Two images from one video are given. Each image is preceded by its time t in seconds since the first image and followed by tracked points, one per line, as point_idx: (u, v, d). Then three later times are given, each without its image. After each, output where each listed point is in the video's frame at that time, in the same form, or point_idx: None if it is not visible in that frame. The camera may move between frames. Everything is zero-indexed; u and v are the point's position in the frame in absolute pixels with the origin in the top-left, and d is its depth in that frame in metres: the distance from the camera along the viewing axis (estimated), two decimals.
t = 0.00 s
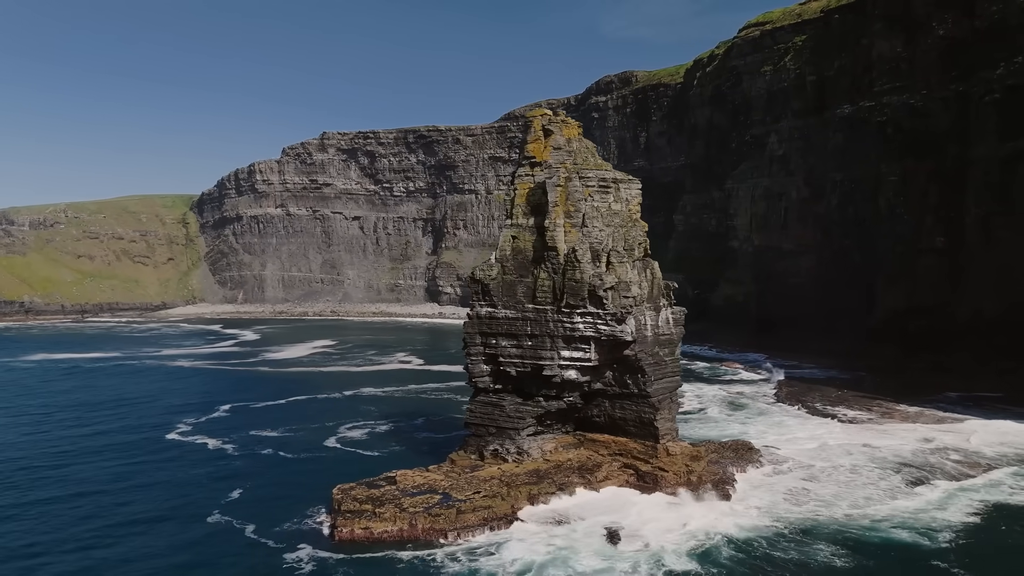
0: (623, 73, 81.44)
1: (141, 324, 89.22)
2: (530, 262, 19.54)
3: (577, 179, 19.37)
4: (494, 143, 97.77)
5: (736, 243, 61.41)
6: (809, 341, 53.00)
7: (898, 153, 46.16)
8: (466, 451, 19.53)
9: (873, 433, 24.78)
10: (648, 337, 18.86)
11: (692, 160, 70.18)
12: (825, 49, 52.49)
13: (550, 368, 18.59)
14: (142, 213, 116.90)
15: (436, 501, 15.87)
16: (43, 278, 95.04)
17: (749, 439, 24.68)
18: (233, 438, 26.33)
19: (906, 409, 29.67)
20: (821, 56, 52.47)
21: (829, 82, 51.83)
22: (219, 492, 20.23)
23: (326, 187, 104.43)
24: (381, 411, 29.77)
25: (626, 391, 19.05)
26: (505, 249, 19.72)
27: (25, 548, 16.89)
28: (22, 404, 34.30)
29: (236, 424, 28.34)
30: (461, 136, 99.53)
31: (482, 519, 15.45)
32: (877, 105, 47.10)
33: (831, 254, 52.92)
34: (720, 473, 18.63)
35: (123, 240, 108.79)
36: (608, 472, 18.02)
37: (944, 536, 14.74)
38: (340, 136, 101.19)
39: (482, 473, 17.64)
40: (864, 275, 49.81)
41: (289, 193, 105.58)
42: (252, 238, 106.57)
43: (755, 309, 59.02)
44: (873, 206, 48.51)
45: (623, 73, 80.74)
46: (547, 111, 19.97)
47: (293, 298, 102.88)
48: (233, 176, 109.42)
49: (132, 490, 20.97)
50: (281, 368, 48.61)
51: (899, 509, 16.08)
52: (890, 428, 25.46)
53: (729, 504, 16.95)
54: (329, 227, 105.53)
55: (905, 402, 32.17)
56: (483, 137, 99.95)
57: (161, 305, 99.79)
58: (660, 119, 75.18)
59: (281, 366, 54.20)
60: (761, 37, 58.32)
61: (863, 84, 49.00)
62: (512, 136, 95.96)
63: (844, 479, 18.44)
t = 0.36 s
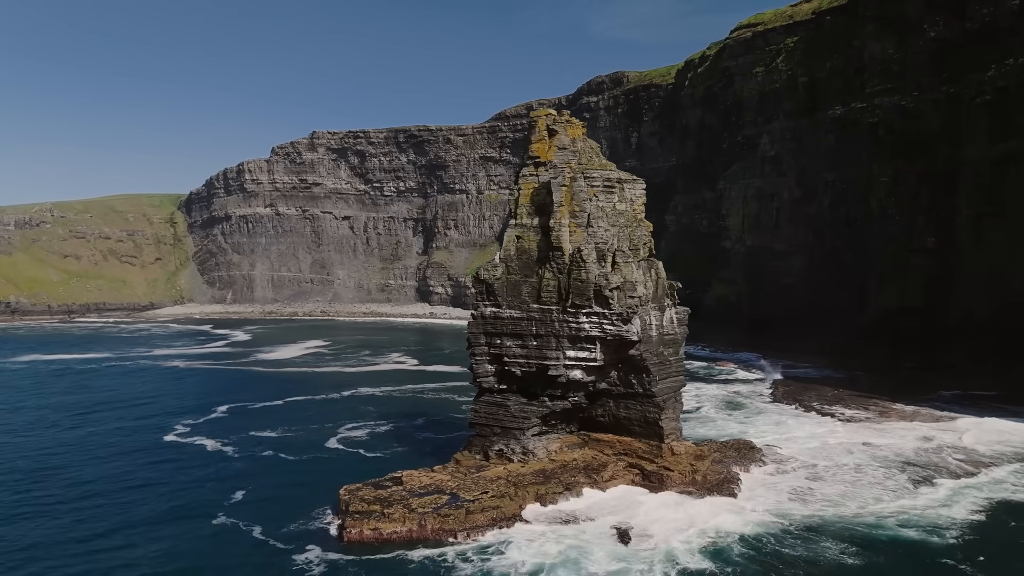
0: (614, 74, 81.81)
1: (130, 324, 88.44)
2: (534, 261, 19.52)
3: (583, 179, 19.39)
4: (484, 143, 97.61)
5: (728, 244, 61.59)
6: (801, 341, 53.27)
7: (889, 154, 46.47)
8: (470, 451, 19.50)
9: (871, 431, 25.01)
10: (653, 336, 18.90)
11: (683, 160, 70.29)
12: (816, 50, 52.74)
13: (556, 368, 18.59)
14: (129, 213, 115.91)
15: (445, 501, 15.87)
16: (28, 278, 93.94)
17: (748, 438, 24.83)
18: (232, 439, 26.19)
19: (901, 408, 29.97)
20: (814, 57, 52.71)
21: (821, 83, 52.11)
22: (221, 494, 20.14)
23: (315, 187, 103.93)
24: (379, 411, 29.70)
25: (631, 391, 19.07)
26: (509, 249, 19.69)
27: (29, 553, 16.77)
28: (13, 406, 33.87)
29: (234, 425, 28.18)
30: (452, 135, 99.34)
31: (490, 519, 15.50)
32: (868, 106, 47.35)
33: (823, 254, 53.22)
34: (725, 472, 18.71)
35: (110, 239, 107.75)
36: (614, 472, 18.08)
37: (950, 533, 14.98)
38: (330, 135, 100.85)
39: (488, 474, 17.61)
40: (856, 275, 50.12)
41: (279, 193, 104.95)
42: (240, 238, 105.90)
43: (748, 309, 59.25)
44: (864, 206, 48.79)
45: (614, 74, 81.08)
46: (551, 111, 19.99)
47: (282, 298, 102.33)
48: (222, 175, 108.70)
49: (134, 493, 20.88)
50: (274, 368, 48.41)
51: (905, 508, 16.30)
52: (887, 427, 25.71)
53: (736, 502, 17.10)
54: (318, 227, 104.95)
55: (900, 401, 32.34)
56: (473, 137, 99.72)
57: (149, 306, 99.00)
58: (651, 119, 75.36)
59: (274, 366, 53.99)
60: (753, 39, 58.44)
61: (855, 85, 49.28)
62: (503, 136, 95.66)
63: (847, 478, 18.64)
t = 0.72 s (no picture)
0: (605, 74, 81.97)
1: (118, 325, 87.69)
2: (539, 261, 19.52)
3: (587, 179, 19.42)
4: (475, 142, 97.41)
5: (720, 244, 61.77)
6: (794, 340, 53.54)
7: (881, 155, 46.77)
8: (475, 452, 19.45)
9: (869, 430, 25.23)
10: (658, 336, 18.93)
11: (675, 161, 70.47)
12: (808, 52, 52.97)
13: (561, 368, 18.57)
14: (116, 212, 114.89)
15: (453, 501, 15.87)
16: (14, 278, 92.87)
17: (748, 437, 24.96)
18: (231, 440, 26.00)
19: (897, 407, 30.24)
20: (805, 59, 52.95)
21: (813, 84, 52.43)
22: (224, 495, 20.03)
23: (305, 186, 103.36)
24: (378, 411, 29.61)
25: (636, 390, 19.08)
26: (513, 249, 19.69)
27: (33, 555, 16.65)
28: (4, 408, 33.46)
29: (233, 426, 27.99)
30: (443, 135, 99.11)
31: (498, 519, 15.54)
32: (860, 107, 47.63)
33: (815, 254, 53.49)
34: (729, 471, 18.78)
35: (97, 238, 106.73)
36: (620, 472, 18.11)
37: (956, 529, 15.17)
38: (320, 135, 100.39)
39: (494, 474, 17.57)
40: (848, 274, 50.40)
41: (268, 192, 104.28)
42: (229, 238, 105.20)
43: (740, 309, 59.47)
44: (857, 207, 49.08)
45: (606, 74, 81.25)
46: (555, 111, 20.01)
47: (271, 298, 101.81)
48: (210, 175, 107.91)
49: (136, 494, 20.74)
50: (267, 367, 48.15)
51: (910, 506, 16.47)
52: (885, 425, 25.93)
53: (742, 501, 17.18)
54: (308, 226, 104.36)
55: (896, 400, 32.49)
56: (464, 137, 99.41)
57: (137, 306, 98.24)
58: (642, 120, 75.53)
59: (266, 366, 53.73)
60: (744, 40, 58.57)
61: (847, 87, 49.55)
62: (493, 135, 95.41)
63: (851, 476, 18.79)
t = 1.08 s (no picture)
0: (597, 74, 82.14)
1: (106, 325, 86.92)
2: (543, 261, 19.51)
3: (592, 179, 19.43)
4: (467, 142, 97.33)
5: (712, 244, 61.95)
6: (787, 339, 53.89)
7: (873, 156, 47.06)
8: (479, 451, 19.42)
9: (867, 428, 25.45)
10: (662, 336, 18.96)
11: (667, 161, 70.63)
12: (801, 53, 53.23)
13: (566, 368, 18.58)
14: (104, 211, 113.82)
15: (460, 500, 15.89)
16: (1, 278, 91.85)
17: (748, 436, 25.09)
18: (231, 441, 25.88)
19: (892, 406, 30.50)
20: (798, 60, 53.21)
21: (806, 85, 52.67)
22: (227, 496, 19.96)
23: (295, 186, 102.84)
24: (377, 411, 29.51)
25: (640, 390, 19.09)
26: (517, 249, 19.67)
27: (37, 557, 16.53)
28: None
29: (231, 427, 27.83)
30: (434, 135, 98.99)
31: (505, 519, 15.57)
32: (852, 108, 47.88)
33: (807, 255, 53.84)
34: (733, 470, 18.85)
35: (84, 238, 105.74)
36: (624, 471, 18.15)
37: (961, 525, 15.36)
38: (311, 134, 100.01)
39: (500, 473, 17.55)
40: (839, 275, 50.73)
41: (258, 191, 103.72)
42: (219, 237, 104.50)
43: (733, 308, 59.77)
44: (849, 207, 49.40)
45: (598, 74, 81.41)
46: (560, 111, 20.02)
47: (261, 298, 101.29)
48: (199, 174, 107.19)
49: (137, 495, 20.61)
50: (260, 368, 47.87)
51: (915, 503, 16.65)
52: (882, 424, 26.15)
53: (747, 499, 17.29)
54: (298, 226, 103.90)
55: (892, 399, 32.59)
56: (455, 136, 99.37)
57: (125, 306, 97.49)
58: (635, 120, 75.71)
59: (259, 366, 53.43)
60: (737, 41, 58.73)
61: (839, 88, 49.84)
62: (485, 135, 95.56)
63: (853, 474, 18.95)
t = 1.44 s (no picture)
0: (589, 74, 82.30)
1: (93, 325, 86.08)
2: (547, 261, 19.52)
3: (597, 179, 19.48)
4: (457, 142, 97.34)
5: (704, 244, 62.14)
6: (779, 338, 54.20)
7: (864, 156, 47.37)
8: (484, 451, 19.39)
9: (865, 427, 25.68)
10: (667, 336, 18.98)
11: (658, 162, 70.74)
12: (792, 54, 53.47)
13: (571, 368, 18.58)
14: (90, 211, 112.63)
15: (469, 500, 15.90)
16: None
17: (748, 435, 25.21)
18: (230, 442, 25.72)
19: (887, 405, 30.77)
20: (789, 61, 53.44)
21: (797, 86, 52.89)
22: (231, 498, 19.83)
23: (284, 185, 102.30)
24: (376, 412, 29.40)
25: (644, 390, 19.11)
26: (522, 249, 19.66)
27: (42, 560, 16.34)
28: None
29: (229, 428, 27.66)
30: (425, 134, 98.85)
31: (514, 520, 15.61)
32: (844, 109, 48.23)
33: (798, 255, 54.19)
34: (737, 469, 18.94)
35: (70, 238, 104.63)
36: (629, 471, 18.17)
37: (965, 522, 15.53)
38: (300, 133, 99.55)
39: (507, 474, 17.52)
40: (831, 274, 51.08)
41: (246, 191, 103.05)
42: (207, 237, 103.71)
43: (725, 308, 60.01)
44: (840, 207, 49.72)
45: (590, 74, 81.56)
46: (564, 111, 20.05)
47: (250, 298, 100.65)
48: (187, 173, 106.34)
49: (139, 497, 20.42)
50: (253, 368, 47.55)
51: (919, 501, 16.80)
52: (880, 423, 26.38)
53: (753, 497, 17.38)
54: (287, 226, 103.36)
55: (889, 399, 32.75)
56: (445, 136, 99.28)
57: (112, 306, 96.69)
58: (625, 121, 75.81)
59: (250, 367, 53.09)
60: (729, 42, 58.86)
61: (830, 89, 50.13)
62: (475, 135, 95.67)
63: (856, 472, 19.09)
